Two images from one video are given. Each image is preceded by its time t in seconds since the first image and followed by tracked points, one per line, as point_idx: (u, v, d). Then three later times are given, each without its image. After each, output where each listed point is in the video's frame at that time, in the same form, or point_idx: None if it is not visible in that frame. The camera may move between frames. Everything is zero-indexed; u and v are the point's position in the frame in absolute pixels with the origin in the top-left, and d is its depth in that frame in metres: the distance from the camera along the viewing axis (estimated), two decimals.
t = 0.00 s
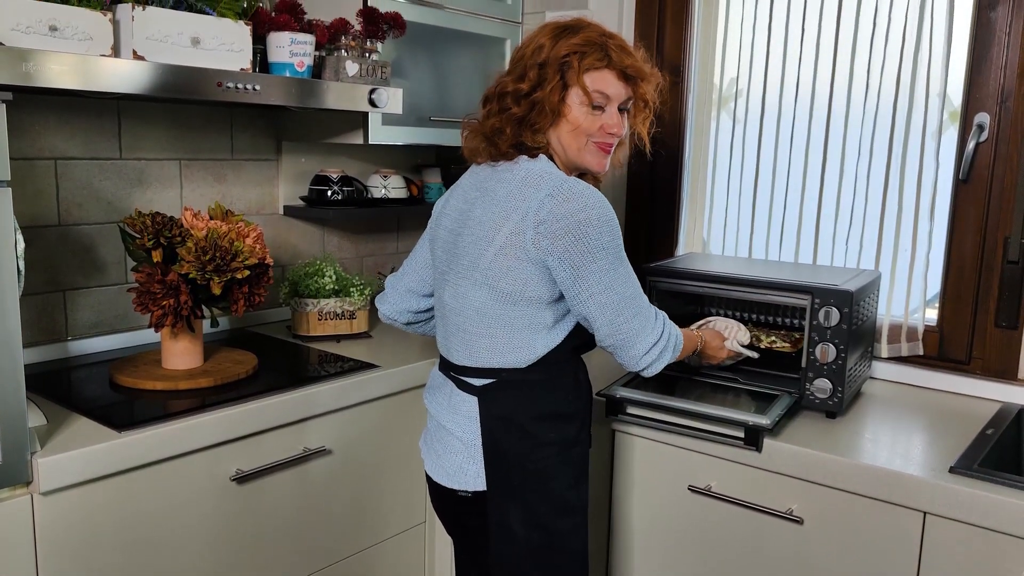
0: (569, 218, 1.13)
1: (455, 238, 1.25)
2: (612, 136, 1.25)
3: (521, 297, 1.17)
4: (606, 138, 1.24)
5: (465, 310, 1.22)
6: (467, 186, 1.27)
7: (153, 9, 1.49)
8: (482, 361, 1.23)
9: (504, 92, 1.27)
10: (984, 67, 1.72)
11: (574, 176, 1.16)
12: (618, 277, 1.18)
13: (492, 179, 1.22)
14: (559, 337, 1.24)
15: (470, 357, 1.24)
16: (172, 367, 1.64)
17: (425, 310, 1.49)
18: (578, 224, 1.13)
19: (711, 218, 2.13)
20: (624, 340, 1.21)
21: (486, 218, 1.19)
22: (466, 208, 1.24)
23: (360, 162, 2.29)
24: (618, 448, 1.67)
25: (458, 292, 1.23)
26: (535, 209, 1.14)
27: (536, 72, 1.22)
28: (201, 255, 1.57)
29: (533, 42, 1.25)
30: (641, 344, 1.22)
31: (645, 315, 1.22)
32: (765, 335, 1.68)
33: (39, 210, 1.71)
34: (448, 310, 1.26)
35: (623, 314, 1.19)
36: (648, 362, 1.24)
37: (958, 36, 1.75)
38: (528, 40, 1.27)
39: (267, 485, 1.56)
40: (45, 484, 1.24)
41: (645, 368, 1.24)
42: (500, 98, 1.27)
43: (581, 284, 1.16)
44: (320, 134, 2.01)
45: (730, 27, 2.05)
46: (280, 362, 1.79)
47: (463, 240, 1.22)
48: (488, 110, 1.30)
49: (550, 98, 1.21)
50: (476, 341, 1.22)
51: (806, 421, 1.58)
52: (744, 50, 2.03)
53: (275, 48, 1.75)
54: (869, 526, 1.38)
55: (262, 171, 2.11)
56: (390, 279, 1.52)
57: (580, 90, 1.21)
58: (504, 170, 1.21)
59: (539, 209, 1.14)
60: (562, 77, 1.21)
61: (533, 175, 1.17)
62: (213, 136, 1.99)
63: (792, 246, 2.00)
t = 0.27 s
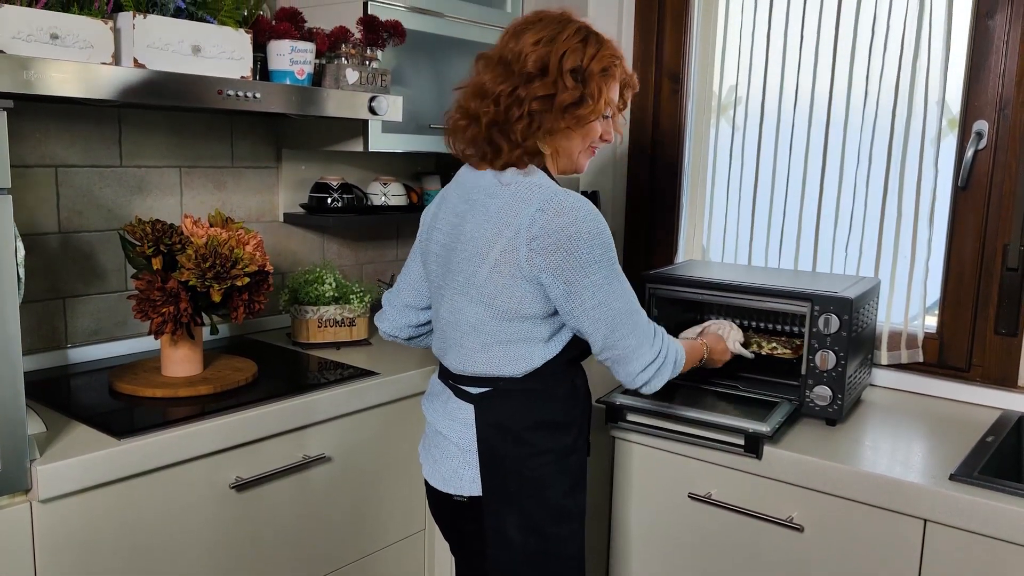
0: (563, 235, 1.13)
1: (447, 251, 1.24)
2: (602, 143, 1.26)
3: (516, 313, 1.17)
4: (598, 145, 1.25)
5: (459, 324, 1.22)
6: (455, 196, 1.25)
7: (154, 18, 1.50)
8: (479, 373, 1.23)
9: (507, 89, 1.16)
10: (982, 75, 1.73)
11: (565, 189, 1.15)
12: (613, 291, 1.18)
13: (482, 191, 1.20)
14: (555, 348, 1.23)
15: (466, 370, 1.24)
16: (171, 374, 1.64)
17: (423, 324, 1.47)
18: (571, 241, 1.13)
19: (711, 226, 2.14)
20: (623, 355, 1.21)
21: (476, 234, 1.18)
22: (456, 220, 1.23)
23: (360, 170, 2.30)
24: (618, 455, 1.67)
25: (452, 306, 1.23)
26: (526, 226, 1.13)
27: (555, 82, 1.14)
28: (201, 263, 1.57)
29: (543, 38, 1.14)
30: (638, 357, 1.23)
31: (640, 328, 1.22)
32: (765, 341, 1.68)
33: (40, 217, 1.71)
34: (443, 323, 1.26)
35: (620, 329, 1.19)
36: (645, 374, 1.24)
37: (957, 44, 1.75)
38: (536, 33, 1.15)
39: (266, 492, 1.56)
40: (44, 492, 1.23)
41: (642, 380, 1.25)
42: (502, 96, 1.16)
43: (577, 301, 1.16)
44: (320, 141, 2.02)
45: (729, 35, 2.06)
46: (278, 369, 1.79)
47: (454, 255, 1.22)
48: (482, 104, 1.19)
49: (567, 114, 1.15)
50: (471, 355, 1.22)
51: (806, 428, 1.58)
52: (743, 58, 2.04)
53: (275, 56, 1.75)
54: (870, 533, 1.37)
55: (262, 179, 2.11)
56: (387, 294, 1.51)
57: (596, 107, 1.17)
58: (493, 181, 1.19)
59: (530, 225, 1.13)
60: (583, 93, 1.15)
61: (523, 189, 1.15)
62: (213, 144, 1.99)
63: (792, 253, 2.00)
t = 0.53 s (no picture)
0: (526, 256, 1.10)
1: (431, 265, 1.24)
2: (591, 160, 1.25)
3: (492, 332, 1.16)
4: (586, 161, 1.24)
5: (444, 339, 1.22)
6: (438, 208, 1.24)
7: (155, 23, 1.50)
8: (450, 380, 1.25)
9: (525, 89, 1.11)
10: (981, 79, 1.73)
11: (533, 206, 1.12)
12: (583, 312, 1.13)
13: (456, 207, 1.18)
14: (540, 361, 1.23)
15: (453, 383, 1.24)
16: (171, 379, 1.64)
17: (412, 318, 1.46)
18: (535, 261, 1.10)
19: (710, 231, 2.14)
20: (596, 382, 1.15)
21: (450, 252, 1.16)
22: (438, 235, 1.22)
23: (359, 174, 2.30)
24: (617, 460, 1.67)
25: (436, 321, 1.23)
26: (492, 246, 1.11)
27: (574, 96, 1.11)
28: (201, 267, 1.57)
29: (570, 48, 1.11)
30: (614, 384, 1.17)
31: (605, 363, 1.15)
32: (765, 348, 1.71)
33: (40, 222, 1.71)
34: (432, 336, 1.26)
35: (591, 353, 1.14)
36: (622, 400, 1.18)
37: (956, 49, 1.76)
38: (562, 39, 1.11)
39: (266, 497, 1.56)
40: (43, 497, 1.23)
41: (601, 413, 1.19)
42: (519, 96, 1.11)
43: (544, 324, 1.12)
44: (320, 146, 2.02)
45: (729, 41, 2.06)
46: (278, 374, 1.79)
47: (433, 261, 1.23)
48: (496, 98, 1.13)
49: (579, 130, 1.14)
50: (456, 369, 1.22)
51: (805, 433, 1.57)
52: (742, 63, 2.04)
53: (276, 61, 1.75)
54: (870, 538, 1.37)
55: (262, 184, 2.11)
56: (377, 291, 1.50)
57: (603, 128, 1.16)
58: (466, 197, 1.17)
59: (496, 247, 1.11)
60: (599, 112, 1.13)
61: (491, 207, 1.13)
62: (213, 149, 1.99)
63: (791, 258, 2.00)
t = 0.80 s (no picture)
0: (518, 276, 1.09)
1: (424, 269, 1.24)
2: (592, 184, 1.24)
3: (480, 346, 1.16)
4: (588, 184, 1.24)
5: (432, 346, 1.23)
6: (435, 211, 1.23)
7: (155, 27, 1.51)
8: (438, 386, 1.25)
9: (548, 101, 1.10)
10: (981, 83, 1.74)
11: (528, 225, 1.11)
12: (570, 337, 1.12)
13: (451, 216, 1.17)
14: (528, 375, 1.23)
15: (440, 390, 1.24)
16: (170, 382, 1.64)
17: (391, 298, 1.42)
18: (526, 282, 1.09)
19: (710, 234, 2.14)
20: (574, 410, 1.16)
21: (443, 262, 1.16)
22: (433, 241, 1.22)
23: (360, 178, 2.30)
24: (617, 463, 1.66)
25: (426, 327, 1.23)
26: (484, 262, 1.11)
27: (595, 116, 1.11)
28: (201, 271, 1.57)
29: (597, 68, 1.11)
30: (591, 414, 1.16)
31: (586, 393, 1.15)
32: (766, 351, 1.71)
33: (41, 225, 1.71)
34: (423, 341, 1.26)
35: (572, 381, 1.14)
36: (600, 431, 1.18)
37: (955, 53, 1.76)
38: (590, 58, 1.11)
39: (266, 501, 1.56)
40: (43, 501, 1.23)
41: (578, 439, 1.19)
42: (541, 108, 1.10)
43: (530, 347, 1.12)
44: (321, 150, 2.02)
45: (729, 44, 2.06)
46: (278, 377, 1.79)
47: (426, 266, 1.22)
48: (517, 105, 1.11)
49: (594, 151, 1.13)
50: (443, 377, 1.23)
51: (805, 436, 1.57)
52: (742, 66, 2.04)
53: (277, 64, 1.75)
54: (871, 542, 1.37)
55: (262, 187, 2.11)
56: (359, 264, 1.46)
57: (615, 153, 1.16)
58: (462, 207, 1.16)
59: (488, 263, 1.10)
60: (616, 136, 1.13)
61: (486, 221, 1.12)
62: (214, 152, 2.00)
63: (792, 261, 2.00)
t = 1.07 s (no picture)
0: (531, 298, 1.09)
1: (432, 274, 1.23)
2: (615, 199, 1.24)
3: (483, 357, 1.17)
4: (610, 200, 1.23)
5: (433, 349, 1.23)
6: (445, 215, 1.22)
7: (156, 29, 1.51)
8: (434, 387, 1.25)
9: (572, 112, 1.10)
10: (981, 85, 1.74)
11: (549, 250, 1.10)
12: (571, 372, 1.12)
13: (466, 226, 1.16)
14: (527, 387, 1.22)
15: (436, 391, 1.24)
16: (170, 383, 1.64)
17: (385, 289, 1.42)
18: (537, 309, 1.09)
19: (711, 236, 2.14)
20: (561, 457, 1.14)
21: (455, 270, 1.16)
22: (441, 247, 1.20)
23: (360, 179, 2.30)
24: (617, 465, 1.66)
25: (428, 331, 1.23)
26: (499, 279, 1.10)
27: (619, 128, 1.11)
28: (202, 272, 1.57)
29: (621, 81, 1.11)
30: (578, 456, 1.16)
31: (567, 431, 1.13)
32: (767, 353, 1.71)
33: (42, 227, 1.71)
34: (423, 342, 1.26)
35: (565, 420, 1.13)
36: (583, 475, 1.17)
37: (956, 55, 1.76)
38: (614, 71, 1.12)
39: (266, 503, 1.56)
40: (43, 502, 1.23)
41: (548, 476, 1.17)
42: (565, 119, 1.10)
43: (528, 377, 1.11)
44: (321, 152, 2.02)
45: (729, 45, 2.07)
46: (277, 378, 1.79)
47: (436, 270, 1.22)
48: (542, 116, 1.11)
49: (619, 163, 1.13)
50: (441, 379, 1.23)
51: (805, 438, 1.57)
52: (743, 68, 2.05)
53: (277, 66, 1.76)
54: (871, 544, 1.37)
55: (263, 189, 2.12)
56: (353, 247, 1.44)
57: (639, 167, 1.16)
58: (481, 219, 1.15)
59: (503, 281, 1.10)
60: (640, 149, 1.13)
61: (505, 238, 1.11)
62: (215, 154, 2.00)
63: (792, 263, 2.00)
